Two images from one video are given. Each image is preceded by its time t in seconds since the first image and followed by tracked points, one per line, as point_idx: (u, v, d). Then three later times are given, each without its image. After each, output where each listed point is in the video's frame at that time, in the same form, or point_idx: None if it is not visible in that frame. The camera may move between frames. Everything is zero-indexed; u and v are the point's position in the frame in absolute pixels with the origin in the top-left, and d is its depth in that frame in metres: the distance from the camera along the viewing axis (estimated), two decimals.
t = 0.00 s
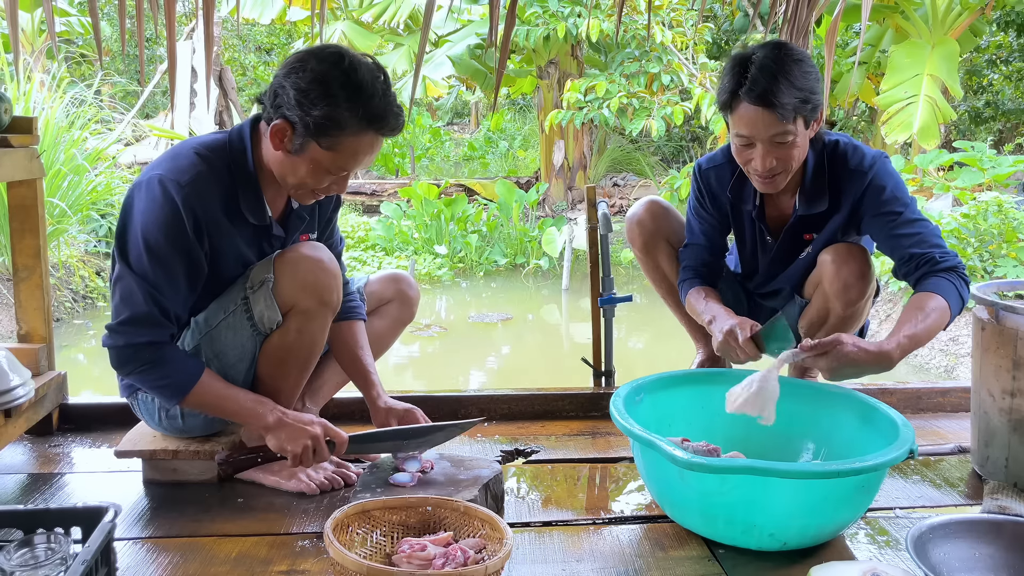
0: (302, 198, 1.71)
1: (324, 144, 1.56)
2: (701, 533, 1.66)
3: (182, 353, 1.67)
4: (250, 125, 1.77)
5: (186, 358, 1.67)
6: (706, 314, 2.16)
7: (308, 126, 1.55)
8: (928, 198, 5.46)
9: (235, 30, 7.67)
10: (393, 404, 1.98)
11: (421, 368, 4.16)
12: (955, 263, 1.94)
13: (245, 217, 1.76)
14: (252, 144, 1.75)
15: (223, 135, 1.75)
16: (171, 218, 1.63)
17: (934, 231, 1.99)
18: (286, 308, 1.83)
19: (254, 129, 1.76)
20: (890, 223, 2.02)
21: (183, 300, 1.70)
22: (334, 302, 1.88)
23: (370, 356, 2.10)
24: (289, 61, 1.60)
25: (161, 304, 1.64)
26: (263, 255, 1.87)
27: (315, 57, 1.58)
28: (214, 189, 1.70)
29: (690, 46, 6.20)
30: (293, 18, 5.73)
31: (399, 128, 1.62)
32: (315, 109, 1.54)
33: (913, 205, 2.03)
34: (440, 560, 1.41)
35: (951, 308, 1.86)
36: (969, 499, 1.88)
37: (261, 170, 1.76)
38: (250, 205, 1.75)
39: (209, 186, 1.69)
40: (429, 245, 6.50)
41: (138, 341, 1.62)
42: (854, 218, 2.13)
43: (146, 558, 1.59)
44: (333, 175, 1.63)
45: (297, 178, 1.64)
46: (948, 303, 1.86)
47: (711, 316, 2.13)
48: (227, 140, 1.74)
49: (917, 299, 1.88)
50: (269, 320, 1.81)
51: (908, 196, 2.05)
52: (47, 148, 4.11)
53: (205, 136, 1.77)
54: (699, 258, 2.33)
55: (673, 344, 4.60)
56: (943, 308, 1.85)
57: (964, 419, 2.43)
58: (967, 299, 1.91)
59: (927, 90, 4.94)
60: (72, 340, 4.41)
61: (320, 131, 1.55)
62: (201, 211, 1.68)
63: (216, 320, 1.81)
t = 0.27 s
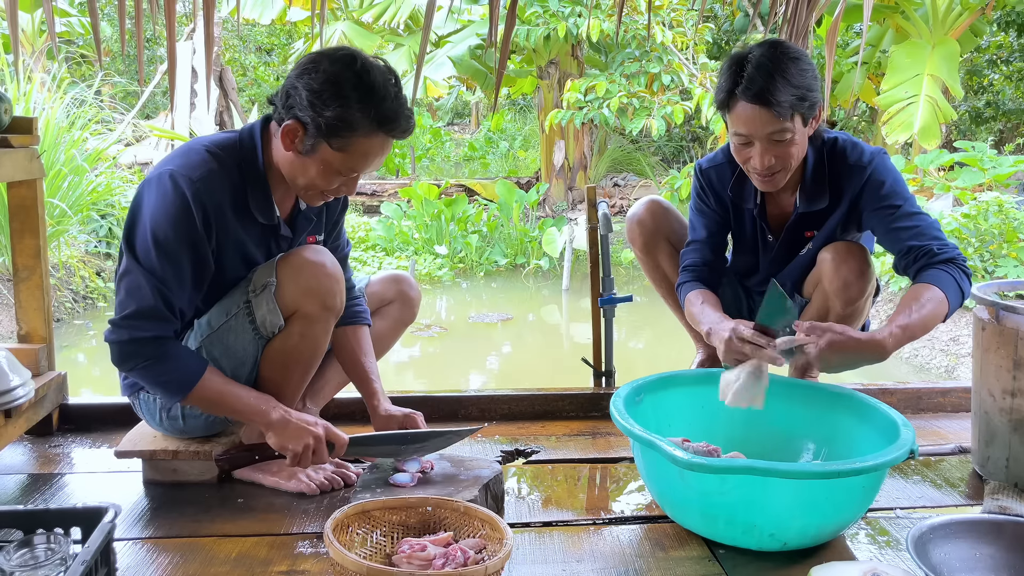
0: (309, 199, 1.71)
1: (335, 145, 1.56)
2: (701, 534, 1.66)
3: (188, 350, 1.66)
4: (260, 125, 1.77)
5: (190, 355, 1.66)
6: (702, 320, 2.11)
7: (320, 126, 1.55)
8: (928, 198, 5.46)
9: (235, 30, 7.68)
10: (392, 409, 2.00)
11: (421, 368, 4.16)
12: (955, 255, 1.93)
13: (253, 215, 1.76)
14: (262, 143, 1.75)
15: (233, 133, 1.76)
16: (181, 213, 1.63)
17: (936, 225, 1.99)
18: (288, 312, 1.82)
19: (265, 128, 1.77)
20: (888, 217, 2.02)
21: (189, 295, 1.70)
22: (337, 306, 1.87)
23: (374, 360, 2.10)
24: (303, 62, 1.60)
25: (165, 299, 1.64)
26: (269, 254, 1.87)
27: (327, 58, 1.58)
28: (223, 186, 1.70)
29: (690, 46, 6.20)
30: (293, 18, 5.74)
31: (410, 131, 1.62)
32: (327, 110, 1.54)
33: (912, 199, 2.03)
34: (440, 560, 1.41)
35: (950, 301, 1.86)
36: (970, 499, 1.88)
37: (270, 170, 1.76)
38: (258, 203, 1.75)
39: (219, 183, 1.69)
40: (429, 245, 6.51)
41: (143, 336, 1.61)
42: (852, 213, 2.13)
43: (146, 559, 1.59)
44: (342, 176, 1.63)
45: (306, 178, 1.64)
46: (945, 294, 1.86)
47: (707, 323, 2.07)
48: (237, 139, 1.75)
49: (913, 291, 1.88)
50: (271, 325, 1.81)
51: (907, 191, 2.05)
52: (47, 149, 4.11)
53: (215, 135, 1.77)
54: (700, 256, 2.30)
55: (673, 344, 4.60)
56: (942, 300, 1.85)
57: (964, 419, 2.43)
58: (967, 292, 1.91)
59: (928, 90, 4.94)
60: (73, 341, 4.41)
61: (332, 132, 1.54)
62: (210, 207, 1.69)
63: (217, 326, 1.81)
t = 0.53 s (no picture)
0: (318, 204, 1.71)
1: (344, 151, 1.56)
2: (702, 534, 1.66)
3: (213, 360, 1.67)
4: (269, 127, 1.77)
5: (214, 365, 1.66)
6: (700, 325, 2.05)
7: (329, 133, 1.55)
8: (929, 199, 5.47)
9: (236, 30, 7.68)
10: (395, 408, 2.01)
11: (422, 369, 4.16)
12: (952, 251, 1.93)
13: (264, 219, 1.76)
14: (271, 146, 1.75)
15: (241, 137, 1.76)
16: (197, 219, 1.62)
17: (935, 223, 1.99)
18: (288, 315, 1.82)
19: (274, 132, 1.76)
20: (889, 215, 2.02)
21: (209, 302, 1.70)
22: (339, 309, 1.87)
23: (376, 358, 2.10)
24: (313, 68, 1.60)
25: (189, 307, 1.63)
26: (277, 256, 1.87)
27: (336, 63, 1.58)
28: (237, 191, 1.70)
29: (691, 46, 6.20)
30: (294, 19, 5.74)
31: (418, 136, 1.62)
32: (336, 117, 1.54)
33: (913, 198, 2.03)
34: (441, 560, 1.41)
35: (942, 290, 1.87)
36: (970, 500, 1.88)
37: (280, 174, 1.76)
38: (269, 207, 1.75)
39: (232, 188, 1.69)
40: (430, 246, 6.52)
41: (171, 347, 1.61)
42: (852, 213, 2.14)
43: (147, 558, 1.59)
44: (351, 182, 1.63)
45: (315, 183, 1.64)
46: (938, 287, 1.86)
47: (704, 331, 2.00)
48: (246, 142, 1.74)
49: (909, 279, 1.88)
50: (271, 327, 1.81)
51: (907, 189, 2.05)
52: (48, 149, 4.11)
53: (222, 138, 1.76)
54: (700, 255, 2.29)
55: (673, 345, 4.60)
56: (934, 289, 1.86)
57: (965, 420, 2.43)
58: (964, 290, 1.90)
59: (929, 90, 4.94)
60: (74, 340, 4.42)
61: (341, 138, 1.55)
62: (225, 212, 1.68)
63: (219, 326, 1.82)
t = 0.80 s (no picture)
0: (315, 205, 1.71)
1: (336, 152, 1.57)
2: (702, 534, 1.66)
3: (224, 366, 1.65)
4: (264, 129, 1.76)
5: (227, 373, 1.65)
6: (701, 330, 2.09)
7: (319, 134, 1.55)
8: (929, 199, 5.46)
9: (236, 31, 7.68)
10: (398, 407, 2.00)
11: (422, 369, 4.16)
12: (943, 253, 1.93)
13: (264, 220, 1.76)
14: (268, 146, 1.74)
15: (237, 139, 1.75)
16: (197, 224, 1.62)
17: (933, 225, 1.99)
18: (287, 314, 1.83)
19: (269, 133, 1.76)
20: (886, 215, 2.03)
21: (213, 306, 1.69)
22: (338, 309, 1.87)
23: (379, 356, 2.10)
24: (302, 69, 1.60)
25: (195, 314, 1.63)
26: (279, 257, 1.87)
27: (326, 62, 1.57)
28: (235, 194, 1.69)
29: (691, 47, 6.19)
30: (294, 19, 5.74)
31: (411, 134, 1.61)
32: (325, 116, 1.54)
33: (909, 196, 2.03)
34: (441, 561, 1.41)
35: (933, 302, 1.87)
36: (970, 500, 1.88)
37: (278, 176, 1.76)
38: (268, 209, 1.74)
39: (231, 191, 1.69)
40: (430, 246, 6.53)
41: (180, 356, 1.60)
42: (851, 213, 2.14)
43: (147, 559, 1.59)
44: (346, 182, 1.63)
45: (310, 185, 1.65)
46: (927, 295, 1.87)
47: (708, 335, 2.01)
48: (242, 145, 1.73)
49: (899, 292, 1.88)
50: (270, 327, 1.82)
51: (904, 191, 2.05)
52: (48, 149, 4.11)
53: (219, 141, 1.76)
54: (700, 259, 2.30)
55: (674, 345, 4.60)
56: (926, 304, 1.87)
57: (965, 420, 2.43)
58: (959, 289, 1.89)
59: (929, 91, 4.93)
60: (74, 341, 4.42)
61: (332, 139, 1.55)
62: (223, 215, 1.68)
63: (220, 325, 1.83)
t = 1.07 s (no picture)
0: (300, 197, 1.71)
1: (304, 136, 1.56)
2: (702, 535, 1.66)
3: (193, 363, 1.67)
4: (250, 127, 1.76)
5: (196, 369, 1.67)
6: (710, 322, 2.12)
7: (286, 118, 1.56)
8: (929, 200, 5.46)
9: (236, 31, 7.68)
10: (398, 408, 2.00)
11: (422, 369, 4.16)
12: (943, 266, 1.92)
13: (246, 217, 1.76)
14: (252, 145, 1.75)
15: (223, 136, 1.75)
16: (176, 222, 1.62)
17: (930, 237, 1.98)
18: (290, 317, 1.83)
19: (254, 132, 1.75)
20: (883, 223, 2.02)
21: (190, 303, 1.70)
22: (339, 310, 1.88)
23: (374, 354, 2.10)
24: (266, 56, 1.60)
25: (169, 310, 1.64)
26: (267, 255, 1.86)
27: (288, 46, 1.56)
28: (216, 191, 1.69)
29: (691, 47, 6.18)
30: (294, 20, 5.74)
31: (383, 113, 1.58)
32: (290, 100, 1.54)
33: (909, 208, 2.03)
34: (440, 562, 1.41)
35: (931, 312, 1.86)
36: (971, 501, 1.88)
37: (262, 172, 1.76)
38: (251, 207, 1.74)
39: (212, 189, 1.69)
40: (430, 247, 6.53)
41: (150, 350, 1.62)
42: (850, 219, 2.13)
43: (147, 560, 1.59)
44: (322, 169, 1.62)
45: (287, 174, 1.65)
46: (926, 308, 1.86)
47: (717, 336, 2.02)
48: (227, 142, 1.74)
49: (899, 300, 1.87)
50: (273, 329, 1.81)
51: (904, 199, 2.04)
52: (49, 150, 4.11)
53: (204, 137, 1.76)
54: (702, 264, 2.33)
55: (674, 346, 4.60)
56: (925, 314, 1.85)
57: (965, 421, 2.43)
58: (955, 303, 1.89)
59: (929, 92, 4.93)
60: (74, 341, 4.42)
61: (297, 122, 1.55)
62: (205, 213, 1.68)
63: (221, 328, 1.81)
